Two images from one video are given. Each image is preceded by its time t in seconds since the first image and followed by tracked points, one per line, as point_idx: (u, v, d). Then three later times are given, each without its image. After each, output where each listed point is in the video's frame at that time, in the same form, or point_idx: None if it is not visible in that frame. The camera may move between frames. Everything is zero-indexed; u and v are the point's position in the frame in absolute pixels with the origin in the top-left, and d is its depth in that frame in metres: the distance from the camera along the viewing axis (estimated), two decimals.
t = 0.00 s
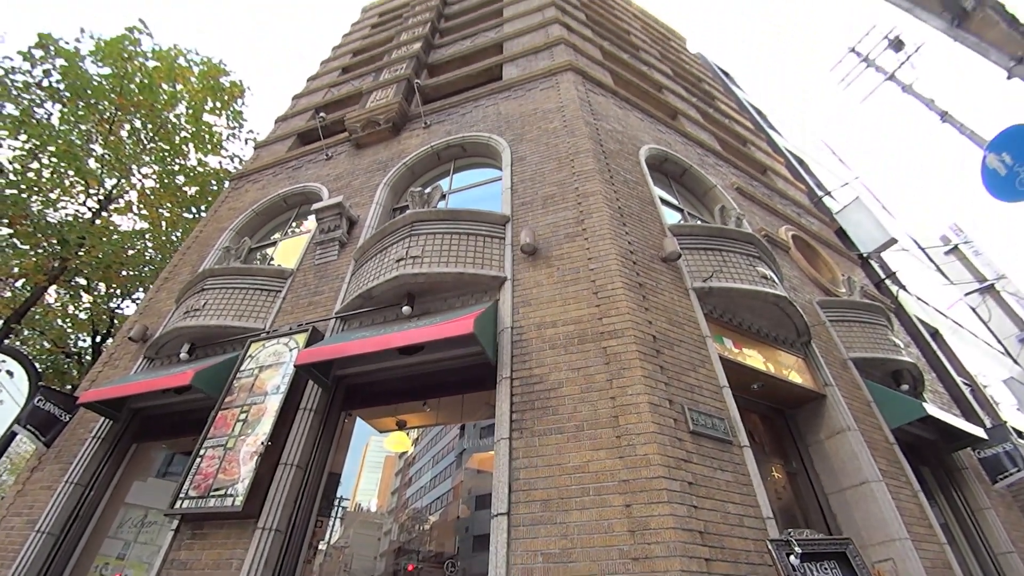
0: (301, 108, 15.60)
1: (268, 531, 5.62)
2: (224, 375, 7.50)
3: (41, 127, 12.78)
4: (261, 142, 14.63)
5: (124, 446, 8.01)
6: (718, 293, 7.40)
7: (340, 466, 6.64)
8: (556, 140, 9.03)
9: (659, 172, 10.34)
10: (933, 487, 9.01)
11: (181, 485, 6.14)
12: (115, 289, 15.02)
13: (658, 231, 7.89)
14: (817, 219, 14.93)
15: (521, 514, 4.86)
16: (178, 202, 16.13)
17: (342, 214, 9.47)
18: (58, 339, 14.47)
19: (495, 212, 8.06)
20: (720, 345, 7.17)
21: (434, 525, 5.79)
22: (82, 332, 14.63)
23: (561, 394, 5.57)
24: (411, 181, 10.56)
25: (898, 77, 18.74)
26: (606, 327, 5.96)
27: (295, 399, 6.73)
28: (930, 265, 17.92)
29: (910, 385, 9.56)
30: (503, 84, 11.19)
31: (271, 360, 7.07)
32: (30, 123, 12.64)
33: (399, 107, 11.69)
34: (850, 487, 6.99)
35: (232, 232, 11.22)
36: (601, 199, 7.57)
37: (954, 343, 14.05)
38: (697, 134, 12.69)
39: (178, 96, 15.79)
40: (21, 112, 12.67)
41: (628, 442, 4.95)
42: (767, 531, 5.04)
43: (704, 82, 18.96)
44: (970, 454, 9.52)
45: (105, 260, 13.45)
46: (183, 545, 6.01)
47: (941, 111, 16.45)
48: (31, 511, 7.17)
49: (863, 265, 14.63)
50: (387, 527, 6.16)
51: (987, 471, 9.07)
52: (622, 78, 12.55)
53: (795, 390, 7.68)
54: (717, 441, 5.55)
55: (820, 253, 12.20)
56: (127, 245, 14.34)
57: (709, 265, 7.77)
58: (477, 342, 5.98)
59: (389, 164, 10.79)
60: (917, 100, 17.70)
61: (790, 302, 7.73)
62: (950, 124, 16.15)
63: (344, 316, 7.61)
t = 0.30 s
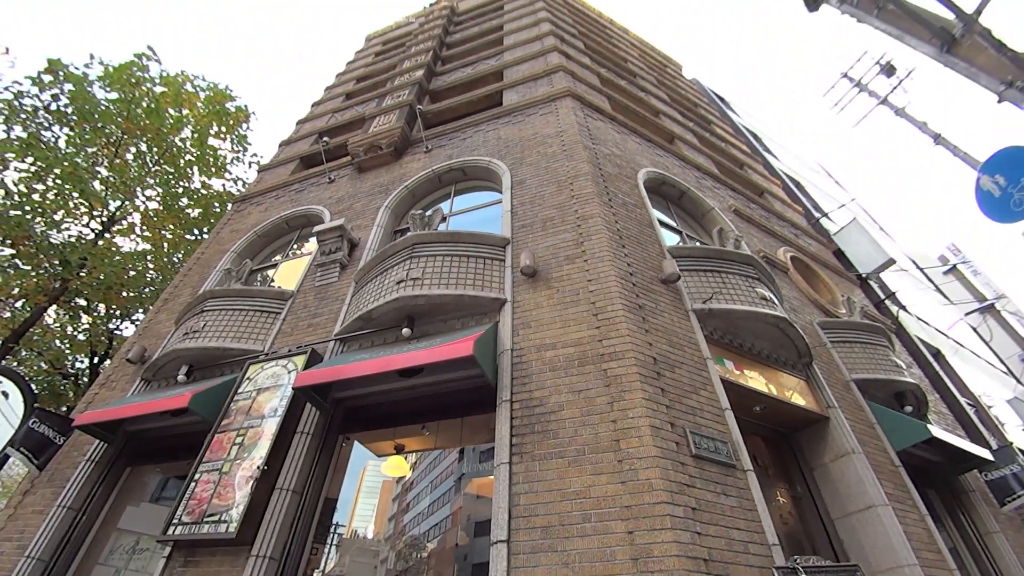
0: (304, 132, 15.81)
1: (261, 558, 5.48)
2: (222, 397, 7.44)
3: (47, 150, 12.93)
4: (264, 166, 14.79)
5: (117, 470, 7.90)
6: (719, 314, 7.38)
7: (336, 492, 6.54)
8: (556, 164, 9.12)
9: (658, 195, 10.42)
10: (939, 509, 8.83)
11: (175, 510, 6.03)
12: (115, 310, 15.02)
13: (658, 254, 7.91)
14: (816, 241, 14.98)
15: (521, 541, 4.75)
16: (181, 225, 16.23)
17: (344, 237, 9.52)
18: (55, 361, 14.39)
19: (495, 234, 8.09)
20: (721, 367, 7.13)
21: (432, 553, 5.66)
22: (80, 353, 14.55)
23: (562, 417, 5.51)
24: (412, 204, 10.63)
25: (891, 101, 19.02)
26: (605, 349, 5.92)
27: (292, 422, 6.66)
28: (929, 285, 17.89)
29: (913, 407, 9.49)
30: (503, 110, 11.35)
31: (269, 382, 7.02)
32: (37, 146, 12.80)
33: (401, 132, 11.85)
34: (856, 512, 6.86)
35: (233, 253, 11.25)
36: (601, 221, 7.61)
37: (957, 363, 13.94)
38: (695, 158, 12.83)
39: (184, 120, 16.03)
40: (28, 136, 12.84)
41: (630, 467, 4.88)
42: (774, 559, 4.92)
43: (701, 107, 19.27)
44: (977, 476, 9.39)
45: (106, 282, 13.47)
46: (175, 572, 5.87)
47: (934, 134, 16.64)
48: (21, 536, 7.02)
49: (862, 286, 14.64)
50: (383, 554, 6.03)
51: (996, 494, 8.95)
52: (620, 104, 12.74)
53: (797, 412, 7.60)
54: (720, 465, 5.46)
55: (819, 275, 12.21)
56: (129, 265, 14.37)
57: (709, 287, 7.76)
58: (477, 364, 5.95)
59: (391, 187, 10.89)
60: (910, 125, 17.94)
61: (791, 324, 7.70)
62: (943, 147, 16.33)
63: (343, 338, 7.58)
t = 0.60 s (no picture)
0: (307, 158, 16.02)
1: None
2: (218, 423, 7.36)
3: (53, 175, 13.07)
4: (267, 190, 14.93)
5: (110, 497, 7.77)
6: (720, 337, 7.34)
7: (332, 520, 6.41)
8: (555, 189, 9.20)
9: (657, 219, 10.48)
10: (948, 535, 8.69)
11: (167, 539, 5.90)
12: (114, 333, 14.97)
13: (657, 277, 7.92)
14: (816, 264, 15.01)
15: (521, 571, 4.62)
16: (182, 248, 16.31)
17: (345, 260, 9.56)
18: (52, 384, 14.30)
19: (495, 258, 8.11)
20: (723, 391, 7.07)
21: None
22: (77, 376, 14.46)
23: (562, 442, 5.43)
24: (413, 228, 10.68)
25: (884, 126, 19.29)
26: (606, 373, 5.87)
27: (288, 448, 6.57)
28: (930, 307, 17.82)
29: (918, 430, 9.35)
30: (503, 136, 11.52)
31: (267, 407, 6.95)
32: (43, 170, 12.95)
33: (403, 158, 12.00)
34: (864, 540, 6.71)
35: (234, 277, 11.26)
36: (600, 245, 7.63)
37: (961, 385, 13.80)
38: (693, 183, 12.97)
39: (189, 146, 16.26)
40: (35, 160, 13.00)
41: (632, 494, 4.79)
42: None
43: (697, 133, 19.55)
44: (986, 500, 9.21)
45: (107, 305, 13.48)
46: None
47: (928, 158, 16.84)
48: (9, 565, 6.86)
49: (863, 309, 14.61)
50: None
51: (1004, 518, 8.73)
52: (618, 130, 12.93)
53: (801, 436, 7.49)
54: (724, 491, 5.36)
55: (819, 298, 12.19)
56: (129, 288, 14.40)
57: (709, 309, 7.75)
58: (476, 389, 5.90)
59: (392, 211, 10.97)
60: (904, 149, 18.15)
61: (792, 346, 7.66)
62: (937, 170, 16.48)
63: (342, 362, 7.53)
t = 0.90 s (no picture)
0: (310, 183, 16.19)
1: None
2: (213, 448, 7.26)
3: (58, 199, 13.18)
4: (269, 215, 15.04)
5: (101, 524, 7.61)
6: (721, 361, 7.28)
7: (327, 550, 6.27)
8: (554, 213, 9.26)
9: (656, 243, 10.52)
10: (958, 563, 8.45)
11: (157, 570, 5.75)
12: (112, 356, 14.88)
13: (657, 300, 7.91)
14: (815, 288, 15.02)
15: None
16: (184, 271, 16.33)
17: (345, 284, 9.56)
18: (47, 408, 14.15)
19: (495, 282, 8.11)
20: (725, 415, 6.98)
21: None
22: (72, 400, 14.32)
23: (563, 469, 5.34)
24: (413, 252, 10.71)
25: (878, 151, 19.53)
26: (607, 398, 5.81)
27: (284, 475, 6.46)
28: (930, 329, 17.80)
29: (924, 455, 9.21)
30: (503, 162, 11.65)
31: (263, 433, 6.86)
32: (49, 195, 13.06)
33: (404, 183, 12.12)
34: (873, 570, 6.54)
35: (234, 300, 11.25)
36: (600, 268, 7.65)
37: (966, 408, 13.65)
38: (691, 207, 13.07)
39: (194, 171, 16.43)
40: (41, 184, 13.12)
41: (635, 523, 4.69)
42: None
43: (694, 158, 19.80)
44: (994, 526, 9.02)
45: (106, 328, 13.43)
46: None
47: (923, 181, 17.01)
48: None
49: (864, 331, 14.55)
50: None
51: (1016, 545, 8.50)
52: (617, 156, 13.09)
53: (806, 462, 7.38)
54: (728, 520, 5.25)
55: (820, 321, 12.16)
56: (129, 311, 14.36)
57: (709, 333, 7.72)
58: (476, 414, 5.83)
59: (392, 235, 11.03)
60: (898, 173, 18.34)
61: (793, 370, 7.60)
62: (931, 193, 16.63)
63: (340, 387, 7.47)
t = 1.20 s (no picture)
0: (313, 209, 16.32)
1: None
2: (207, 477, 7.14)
3: (63, 224, 13.26)
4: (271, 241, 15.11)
5: (90, 555, 7.43)
6: (722, 387, 7.21)
7: None
8: (553, 239, 9.30)
9: (655, 268, 10.53)
10: None
11: None
12: (108, 382, 14.75)
13: (657, 325, 7.89)
14: (816, 312, 14.99)
15: None
16: (184, 296, 16.31)
17: (345, 309, 9.55)
18: (40, 433, 13.97)
19: (494, 307, 8.09)
20: (728, 442, 6.89)
21: None
22: (66, 426, 14.14)
23: (564, 499, 5.24)
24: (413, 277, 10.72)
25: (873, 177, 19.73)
26: (608, 425, 5.73)
27: (280, 504, 6.33)
28: (932, 352, 17.72)
29: (932, 482, 9.06)
30: (503, 188, 11.76)
31: (258, 461, 6.75)
32: (53, 220, 13.14)
33: (405, 210, 12.22)
34: None
35: (234, 325, 11.22)
36: (600, 294, 7.64)
37: (971, 433, 13.48)
38: (690, 233, 13.15)
39: (198, 197, 16.58)
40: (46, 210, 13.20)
41: (637, 555, 4.57)
42: None
43: (691, 184, 20.03)
44: (1005, 555, 8.81)
45: (104, 353, 13.36)
46: None
47: (918, 206, 17.15)
48: None
49: (866, 356, 14.46)
50: None
51: None
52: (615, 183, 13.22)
53: (811, 490, 7.24)
54: (733, 551, 5.11)
55: (821, 346, 12.09)
56: (128, 336, 14.31)
57: (710, 358, 7.67)
58: (475, 442, 5.75)
59: (393, 261, 11.06)
60: (894, 199, 18.49)
61: (796, 395, 7.52)
62: (927, 218, 16.73)
63: (338, 413, 7.38)
